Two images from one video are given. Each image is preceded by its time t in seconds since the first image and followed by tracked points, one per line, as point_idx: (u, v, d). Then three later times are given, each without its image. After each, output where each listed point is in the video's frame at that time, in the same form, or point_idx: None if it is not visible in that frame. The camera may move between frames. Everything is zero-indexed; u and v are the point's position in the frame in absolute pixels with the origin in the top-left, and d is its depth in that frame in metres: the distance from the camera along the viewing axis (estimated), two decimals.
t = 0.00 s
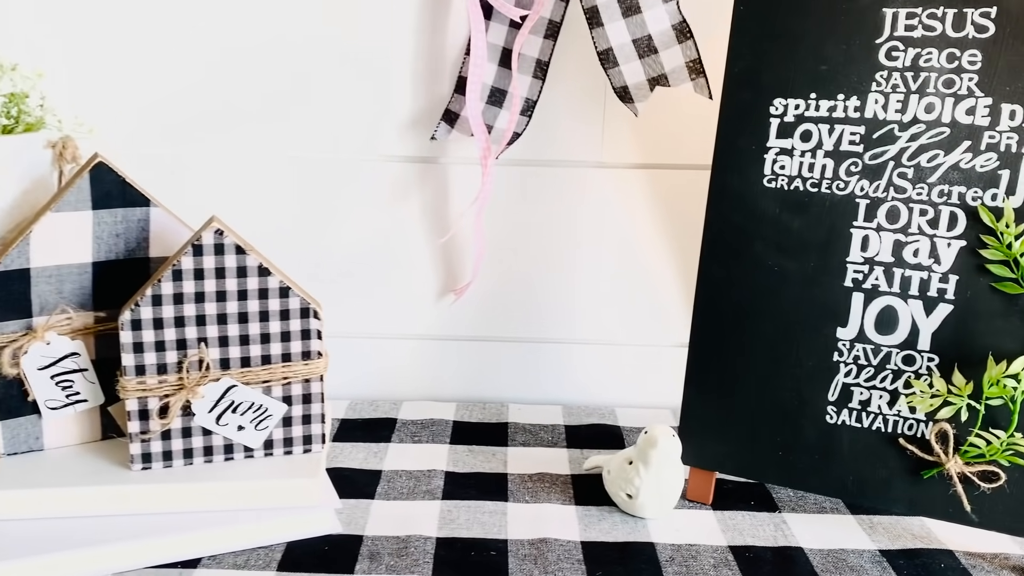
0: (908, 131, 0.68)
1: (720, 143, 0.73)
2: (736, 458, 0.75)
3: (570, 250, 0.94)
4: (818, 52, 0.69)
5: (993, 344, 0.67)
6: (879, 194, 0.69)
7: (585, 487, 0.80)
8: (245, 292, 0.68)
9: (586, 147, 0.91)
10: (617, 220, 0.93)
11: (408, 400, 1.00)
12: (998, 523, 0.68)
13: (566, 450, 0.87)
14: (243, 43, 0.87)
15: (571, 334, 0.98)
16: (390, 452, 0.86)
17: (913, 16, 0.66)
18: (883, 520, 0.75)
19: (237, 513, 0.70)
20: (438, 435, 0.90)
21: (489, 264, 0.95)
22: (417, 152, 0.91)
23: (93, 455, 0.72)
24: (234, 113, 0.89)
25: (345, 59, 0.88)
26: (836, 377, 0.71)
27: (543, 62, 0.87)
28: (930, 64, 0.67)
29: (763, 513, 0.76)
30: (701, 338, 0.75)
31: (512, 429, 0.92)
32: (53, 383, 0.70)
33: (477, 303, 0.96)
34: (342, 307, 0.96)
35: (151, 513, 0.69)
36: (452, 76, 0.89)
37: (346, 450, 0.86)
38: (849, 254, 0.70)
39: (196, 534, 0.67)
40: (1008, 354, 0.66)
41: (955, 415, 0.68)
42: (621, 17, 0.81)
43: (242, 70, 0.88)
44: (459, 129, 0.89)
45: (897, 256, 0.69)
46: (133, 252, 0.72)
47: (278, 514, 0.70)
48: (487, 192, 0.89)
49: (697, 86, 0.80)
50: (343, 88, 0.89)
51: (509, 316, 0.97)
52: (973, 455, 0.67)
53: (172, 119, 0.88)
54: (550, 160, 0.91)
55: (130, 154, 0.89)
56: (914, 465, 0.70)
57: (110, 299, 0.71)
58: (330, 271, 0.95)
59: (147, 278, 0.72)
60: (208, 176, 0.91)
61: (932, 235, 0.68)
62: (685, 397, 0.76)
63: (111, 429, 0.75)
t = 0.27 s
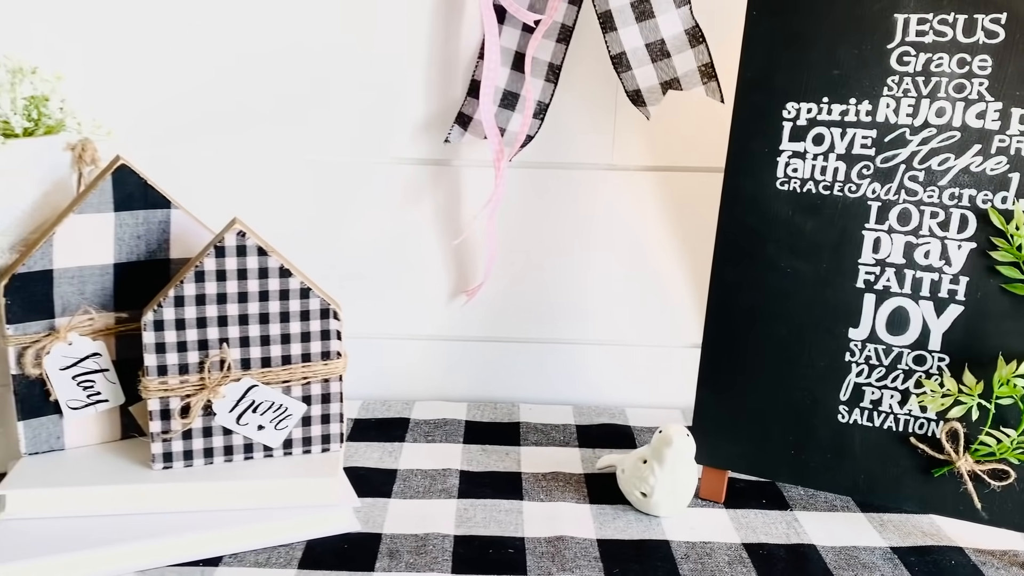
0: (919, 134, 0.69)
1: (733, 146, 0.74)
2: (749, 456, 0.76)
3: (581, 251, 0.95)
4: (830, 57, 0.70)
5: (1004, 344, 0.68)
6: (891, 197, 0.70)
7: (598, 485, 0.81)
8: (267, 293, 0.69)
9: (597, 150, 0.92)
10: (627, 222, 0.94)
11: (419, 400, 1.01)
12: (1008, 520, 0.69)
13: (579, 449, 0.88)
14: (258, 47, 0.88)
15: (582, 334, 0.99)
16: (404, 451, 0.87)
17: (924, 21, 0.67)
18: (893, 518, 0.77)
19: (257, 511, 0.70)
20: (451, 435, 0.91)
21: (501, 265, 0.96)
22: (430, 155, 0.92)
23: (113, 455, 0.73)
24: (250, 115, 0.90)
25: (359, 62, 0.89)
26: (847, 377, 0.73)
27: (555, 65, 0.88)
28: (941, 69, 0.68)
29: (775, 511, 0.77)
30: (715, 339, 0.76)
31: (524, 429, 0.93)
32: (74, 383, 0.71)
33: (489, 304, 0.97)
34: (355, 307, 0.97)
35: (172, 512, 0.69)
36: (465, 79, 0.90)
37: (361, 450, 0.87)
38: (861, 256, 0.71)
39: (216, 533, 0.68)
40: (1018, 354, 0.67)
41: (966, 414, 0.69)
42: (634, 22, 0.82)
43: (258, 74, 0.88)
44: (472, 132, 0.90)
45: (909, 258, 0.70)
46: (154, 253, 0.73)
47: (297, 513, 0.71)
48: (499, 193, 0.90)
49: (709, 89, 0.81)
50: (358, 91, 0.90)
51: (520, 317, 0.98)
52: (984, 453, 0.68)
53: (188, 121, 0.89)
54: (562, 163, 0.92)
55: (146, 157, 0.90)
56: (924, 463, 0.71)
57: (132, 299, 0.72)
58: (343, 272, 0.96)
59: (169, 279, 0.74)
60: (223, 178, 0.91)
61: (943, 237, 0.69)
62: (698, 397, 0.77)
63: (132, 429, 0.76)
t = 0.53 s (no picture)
0: (925, 142, 0.70)
1: (742, 153, 0.75)
2: (757, 459, 0.77)
3: (589, 255, 0.97)
4: (838, 66, 0.71)
5: (1009, 348, 0.69)
6: (897, 204, 0.71)
7: (608, 487, 0.82)
8: (284, 297, 0.70)
9: (605, 156, 0.93)
10: (634, 227, 0.95)
11: (428, 402, 1.02)
12: (1012, 521, 0.71)
13: (588, 451, 0.89)
14: (272, 54, 0.89)
15: (589, 338, 1.00)
16: (415, 453, 0.88)
17: (930, 31, 0.68)
18: (899, 519, 0.78)
19: (274, 512, 0.71)
20: (461, 437, 0.92)
21: (509, 269, 0.97)
22: (441, 161, 0.93)
23: (131, 457, 0.74)
24: (262, 121, 0.91)
25: (371, 69, 0.90)
26: (854, 380, 0.74)
27: (565, 73, 0.89)
28: (947, 78, 0.69)
29: (783, 512, 0.79)
30: (723, 342, 0.77)
31: (533, 431, 0.94)
32: (93, 386, 0.72)
33: (497, 307, 0.98)
34: (365, 311, 0.98)
35: (191, 513, 0.70)
36: (475, 85, 0.91)
37: (373, 452, 0.88)
38: (868, 261, 0.72)
39: (234, 534, 0.69)
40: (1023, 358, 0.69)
41: (971, 417, 0.70)
42: (644, 30, 0.83)
43: (271, 81, 0.90)
44: (482, 138, 0.91)
45: (915, 264, 0.71)
46: (172, 257, 0.74)
47: (313, 514, 0.72)
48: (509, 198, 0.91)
49: (717, 97, 0.82)
50: (369, 98, 0.91)
51: (529, 320, 0.99)
52: (989, 455, 0.70)
53: (202, 126, 0.90)
54: (570, 168, 0.94)
55: (159, 162, 0.91)
56: (930, 465, 0.72)
57: (150, 303, 0.73)
58: (354, 276, 0.97)
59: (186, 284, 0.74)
60: (236, 182, 0.92)
61: (949, 243, 0.70)
62: (707, 400, 0.79)
63: (149, 431, 0.77)
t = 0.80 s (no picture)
0: (934, 149, 0.71)
1: (753, 159, 0.76)
2: (767, 460, 0.79)
3: (599, 259, 0.98)
4: (848, 74, 0.72)
5: (1016, 352, 0.70)
6: (907, 210, 0.73)
7: (620, 488, 0.83)
8: (305, 300, 0.71)
9: (616, 161, 0.94)
10: (644, 231, 0.97)
11: (439, 404, 1.03)
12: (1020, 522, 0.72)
13: (599, 453, 0.91)
14: (288, 60, 0.90)
15: (599, 341, 1.01)
16: (429, 455, 0.89)
17: (939, 41, 0.70)
18: (907, 520, 0.79)
19: (292, 513, 0.72)
20: (473, 438, 0.93)
21: (520, 273, 0.98)
22: (453, 166, 0.94)
23: (151, 458, 0.74)
24: (278, 126, 0.92)
25: (385, 75, 0.91)
26: (864, 384, 0.75)
27: (576, 79, 0.89)
28: (956, 86, 0.70)
29: (792, 513, 0.80)
30: (734, 346, 0.78)
31: (544, 433, 0.95)
32: (114, 388, 0.73)
33: (508, 310, 0.99)
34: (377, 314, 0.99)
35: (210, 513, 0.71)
36: (488, 91, 0.92)
37: (387, 453, 0.89)
38: (878, 266, 0.73)
39: (252, 534, 0.70)
40: None
41: (980, 420, 0.72)
42: (656, 38, 0.84)
43: (287, 87, 0.91)
44: (494, 143, 0.92)
45: (924, 269, 0.73)
46: (192, 261, 0.75)
47: (331, 515, 0.73)
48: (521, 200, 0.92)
49: (727, 104, 0.84)
50: (383, 103, 0.92)
51: (539, 324, 1.00)
52: (997, 457, 0.71)
53: (218, 131, 0.91)
54: (581, 173, 0.95)
55: (176, 166, 0.92)
56: (939, 467, 0.74)
57: (171, 306, 0.74)
58: (366, 279, 0.98)
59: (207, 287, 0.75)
60: (251, 186, 0.94)
61: (957, 248, 0.72)
62: (718, 402, 0.80)
63: (169, 432, 0.78)
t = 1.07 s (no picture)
0: (937, 159, 0.73)
1: (760, 169, 0.77)
2: (773, 465, 0.80)
3: (606, 266, 0.99)
4: (853, 85, 0.73)
5: (1019, 358, 0.72)
6: (910, 218, 0.74)
7: (628, 492, 0.84)
8: (320, 306, 0.72)
9: (623, 169, 0.96)
10: (650, 238, 0.98)
11: (447, 409, 1.04)
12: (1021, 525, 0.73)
13: (606, 458, 0.92)
14: (300, 69, 0.91)
15: (605, 346, 1.02)
16: (438, 459, 0.90)
17: (942, 53, 0.71)
18: (911, 524, 0.80)
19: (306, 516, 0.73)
20: (482, 443, 0.94)
21: (528, 279, 0.99)
22: (462, 173, 0.96)
23: (167, 462, 0.76)
24: (290, 134, 0.93)
25: (396, 84, 0.92)
26: (869, 389, 0.76)
27: (584, 88, 0.91)
28: (959, 97, 0.72)
29: (798, 517, 0.81)
30: (741, 352, 0.80)
31: (552, 437, 0.97)
32: (130, 392, 0.74)
33: (516, 316, 1.01)
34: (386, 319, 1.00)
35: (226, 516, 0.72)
36: (497, 100, 0.93)
37: (398, 457, 0.90)
38: (883, 274, 0.75)
39: (266, 537, 0.70)
40: None
41: (982, 425, 0.73)
42: (664, 49, 0.86)
43: (300, 96, 0.92)
44: (502, 151, 0.93)
45: (927, 276, 0.74)
46: (209, 267, 0.76)
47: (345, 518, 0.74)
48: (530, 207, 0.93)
49: (734, 114, 0.85)
50: (394, 112, 0.93)
51: (547, 329, 1.01)
52: (999, 461, 0.72)
53: (231, 138, 0.93)
54: (588, 181, 0.96)
55: (189, 173, 0.93)
56: (942, 471, 0.75)
57: (187, 312, 0.75)
58: (376, 285, 0.99)
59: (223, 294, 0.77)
60: (263, 193, 0.95)
61: (960, 256, 0.73)
62: (725, 407, 0.81)
63: (183, 436, 0.79)
